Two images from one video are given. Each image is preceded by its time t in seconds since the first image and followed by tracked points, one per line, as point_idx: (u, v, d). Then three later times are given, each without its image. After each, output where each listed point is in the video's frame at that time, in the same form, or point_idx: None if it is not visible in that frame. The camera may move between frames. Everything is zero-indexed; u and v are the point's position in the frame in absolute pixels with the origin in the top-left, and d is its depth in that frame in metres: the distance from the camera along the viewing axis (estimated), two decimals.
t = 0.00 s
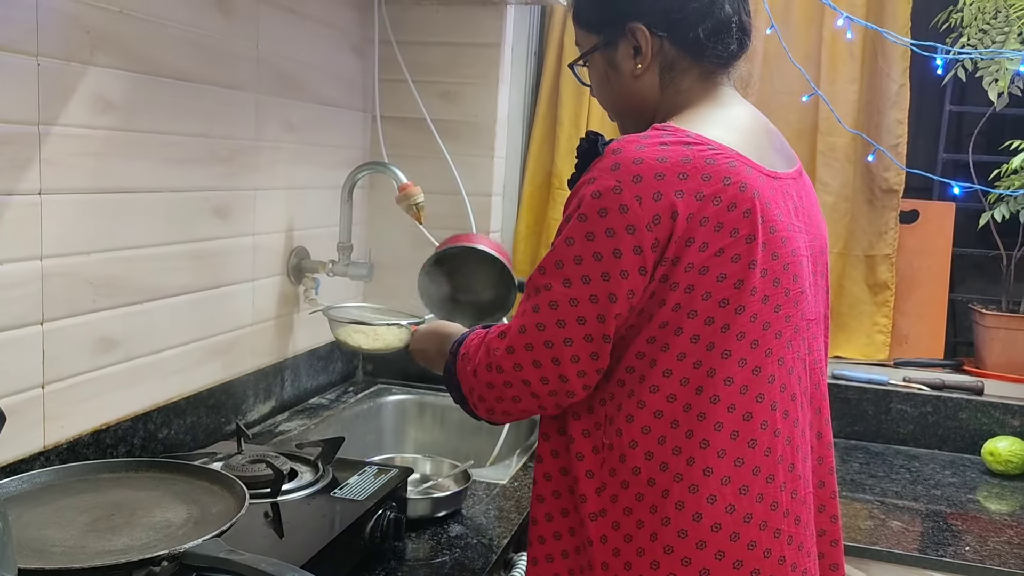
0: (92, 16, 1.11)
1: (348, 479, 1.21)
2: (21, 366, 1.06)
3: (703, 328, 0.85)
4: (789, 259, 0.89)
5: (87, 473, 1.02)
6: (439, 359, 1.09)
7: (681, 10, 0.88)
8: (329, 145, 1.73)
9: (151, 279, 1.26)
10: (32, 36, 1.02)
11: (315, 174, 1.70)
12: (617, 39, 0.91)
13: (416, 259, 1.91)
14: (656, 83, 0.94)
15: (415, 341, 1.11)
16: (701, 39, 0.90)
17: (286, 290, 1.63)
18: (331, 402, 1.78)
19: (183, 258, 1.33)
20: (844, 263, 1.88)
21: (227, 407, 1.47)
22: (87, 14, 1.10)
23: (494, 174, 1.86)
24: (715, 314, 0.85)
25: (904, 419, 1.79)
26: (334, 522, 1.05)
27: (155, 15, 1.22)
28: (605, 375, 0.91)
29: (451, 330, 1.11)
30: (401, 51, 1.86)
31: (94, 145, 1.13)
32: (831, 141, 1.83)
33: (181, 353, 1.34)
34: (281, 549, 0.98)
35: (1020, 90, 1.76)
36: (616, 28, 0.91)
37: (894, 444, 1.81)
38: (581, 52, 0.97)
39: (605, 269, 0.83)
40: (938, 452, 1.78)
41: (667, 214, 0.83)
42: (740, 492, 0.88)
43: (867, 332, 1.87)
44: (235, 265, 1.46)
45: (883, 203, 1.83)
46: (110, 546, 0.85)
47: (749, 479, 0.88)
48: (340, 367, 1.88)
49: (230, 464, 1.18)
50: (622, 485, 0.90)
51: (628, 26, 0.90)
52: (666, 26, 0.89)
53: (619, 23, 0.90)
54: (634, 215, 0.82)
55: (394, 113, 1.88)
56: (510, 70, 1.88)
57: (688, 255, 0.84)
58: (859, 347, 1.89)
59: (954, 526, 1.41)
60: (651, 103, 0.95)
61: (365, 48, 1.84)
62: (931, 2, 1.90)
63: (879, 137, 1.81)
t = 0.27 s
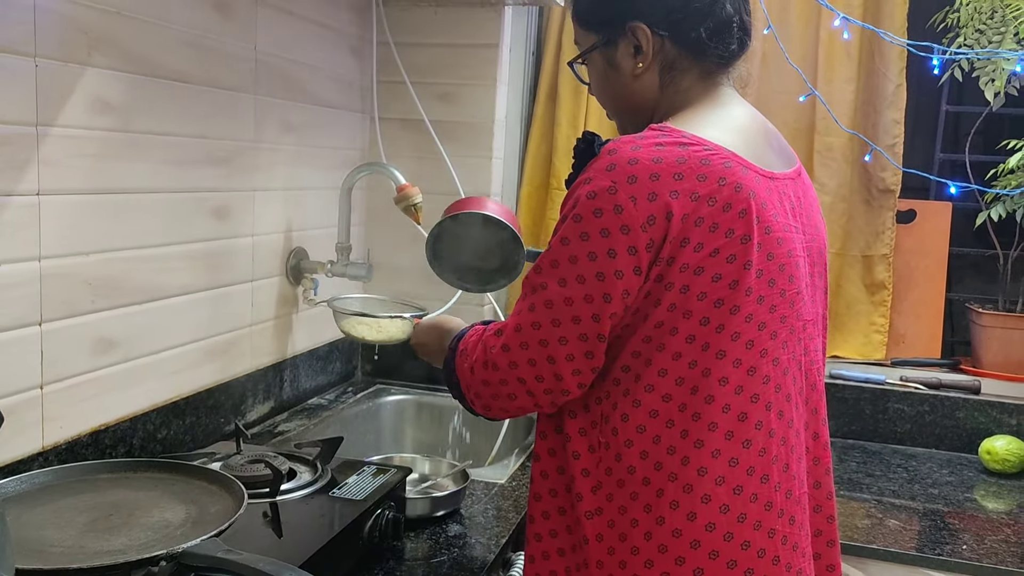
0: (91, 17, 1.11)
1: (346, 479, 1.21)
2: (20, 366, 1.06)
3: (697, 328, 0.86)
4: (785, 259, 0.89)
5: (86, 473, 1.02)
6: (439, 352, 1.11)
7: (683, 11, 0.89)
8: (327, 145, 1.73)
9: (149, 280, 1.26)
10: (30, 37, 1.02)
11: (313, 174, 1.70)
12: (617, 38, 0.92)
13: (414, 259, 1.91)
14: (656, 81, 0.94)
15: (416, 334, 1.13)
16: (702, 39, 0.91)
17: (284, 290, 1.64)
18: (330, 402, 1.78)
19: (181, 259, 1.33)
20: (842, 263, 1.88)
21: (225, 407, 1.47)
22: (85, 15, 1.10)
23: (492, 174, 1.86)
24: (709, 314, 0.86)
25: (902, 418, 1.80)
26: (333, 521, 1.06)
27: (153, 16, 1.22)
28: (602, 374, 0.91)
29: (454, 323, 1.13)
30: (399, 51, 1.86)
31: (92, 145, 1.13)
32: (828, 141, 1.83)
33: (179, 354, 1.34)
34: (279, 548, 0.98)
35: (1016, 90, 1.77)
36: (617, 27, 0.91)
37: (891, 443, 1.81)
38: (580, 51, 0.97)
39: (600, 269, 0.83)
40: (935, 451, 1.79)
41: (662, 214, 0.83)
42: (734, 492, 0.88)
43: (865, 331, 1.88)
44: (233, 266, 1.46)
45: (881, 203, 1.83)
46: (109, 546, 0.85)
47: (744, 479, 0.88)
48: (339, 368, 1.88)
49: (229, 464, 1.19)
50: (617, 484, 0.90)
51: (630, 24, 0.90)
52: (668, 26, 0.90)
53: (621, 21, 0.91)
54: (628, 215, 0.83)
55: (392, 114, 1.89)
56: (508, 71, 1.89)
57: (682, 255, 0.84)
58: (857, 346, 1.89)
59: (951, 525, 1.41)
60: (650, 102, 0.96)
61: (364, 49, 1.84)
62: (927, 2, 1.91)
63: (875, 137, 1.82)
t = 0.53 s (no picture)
0: (88, 17, 1.11)
1: (344, 480, 1.21)
2: (17, 367, 1.06)
3: (696, 328, 0.86)
4: (783, 260, 0.89)
5: (83, 474, 1.02)
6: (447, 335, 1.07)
7: (689, 10, 0.89)
8: (326, 145, 1.73)
9: (147, 281, 1.26)
10: (27, 38, 1.02)
11: (312, 175, 1.70)
12: (622, 35, 0.91)
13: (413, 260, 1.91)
14: (658, 80, 0.94)
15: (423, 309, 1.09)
16: (707, 39, 0.91)
17: (283, 291, 1.63)
18: (329, 403, 1.78)
19: (179, 260, 1.33)
20: (841, 263, 1.88)
21: (223, 408, 1.47)
22: (82, 16, 1.10)
23: (491, 175, 1.86)
24: (708, 315, 0.85)
25: (900, 418, 1.80)
26: (331, 522, 1.06)
27: (151, 17, 1.22)
28: (600, 373, 0.91)
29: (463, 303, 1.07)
30: (397, 52, 1.86)
31: (90, 146, 1.13)
32: (826, 141, 1.83)
33: (178, 355, 1.34)
34: (277, 549, 0.98)
35: (1014, 90, 1.77)
36: (622, 24, 0.91)
37: (890, 443, 1.81)
38: (582, 49, 0.96)
39: (599, 268, 0.83)
40: (934, 451, 1.79)
41: (661, 214, 0.83)
42: (732, 493, 0.88)
43: (863, 331, 1.88)
44: (231, 267, 1.46)
45: (879, 203, 1.83)
46: (106, 547, 0.85)
47: (742, 480, 0.88)
48: (337, 369, 1.88)
49: (227, 465, 1.18)
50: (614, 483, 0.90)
51: (635, 22, 0.90)
52: (673, 24, 0.90)
53: (626, 19, 0.90)
54: (627, 214, 0.82)
55: (391, 115, 1.88)
56: (507, 71, 1.89)
57: (681, 255, 0.84)
58: (855, 346, 1.89)
59: (950, 525, 1.41)
60: (652, 101, 0.95)
61: (362, 50, 1.84)
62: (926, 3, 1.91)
63: (874, 136, 1.82)
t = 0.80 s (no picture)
0: (87, 18, 1.11)
1: (345, 480, 1.21)
2: (17, 367, 1.06)
3: (698, 328, 0.85)
4: (785, 261, 0.89)
5: (83, 474, 1.02)
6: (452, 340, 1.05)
7: (696, 9, 0.88)
8: (326, 146, 1.73)
9: (147, 281, 1.26)
10: (27, 38, 1.02)
11: (312, 175, 1.70)
12: (629, 32, 0.91)
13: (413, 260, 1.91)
14: (664, 78, 0.93)
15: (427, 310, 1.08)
16: (713, 37, 0.91)
17: (283, 292, 1.63)
18: (329, 403, 1.78)
19: (179, 260, 1.33)
20: (841, 263, 1.88)
21: (223, 408, 1.47)
22: (82, 16, 1.10)
23: (491, 175, 1.86)
24: (710, 315, 0.85)
25: (901, 417, 1.80)
26: (332, 522, 1.05)
27: (151, 17, 1.22)
28: (603, 373, 0.91)
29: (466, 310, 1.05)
30: (397, 53, 1.86)
31: (89, 146, 1.13)
32: (826, 140, 1.83)
33: (177, 355, 1.34)
34: (277, 549, 0.98)
35: (1014, 89, 1.77)
36: (629, 21, 0.90)
37: (891, 443, 1.81)
38: (586, 45, 0.96)
39: (601, 266, 0.83)
40: (935, 450, 1.79)
41: (663, 212, 0.83)
42: (735, 493, 0.88)
43: (864, 331, 1.88)
44: (231, 267, 1.46)
45: (879, 203, 1.83)
46: (105, 547, 0.85)
47: (744, 480, 0.88)
48: (337, 369, 1.87)
49: (227, 465, 1.18)
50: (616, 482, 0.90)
51: (643, 19, 0.89)
52: (680, 22, 0.89)
53: (634, 15, 0.90)
54: (630, 212, 0.82)
55: (391, 115, 1.88)
56: (507, 71, 1.88)
57: (684, 254, 0.84)
58: (856, 346, 1.89)
59: (950, 525, 1.41)
60: (657, 99, 0.95)
61: (362, 51, 1.84)
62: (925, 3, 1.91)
63: (874, 136, 1.82)
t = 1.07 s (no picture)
0: (89, 18, 1.11)
1: (346, 480, 1.21)
2: (19, 367, 1.06)
3: (701, 329, 0.86)
4: (787, 262, 0.89)
5: (85, 474, 1.02)
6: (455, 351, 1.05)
7: (702, 9, 0.88)
8: (327, 146, 1.73)
9: (148, 282, 1.26)
10: (28, 39, 1.02)
11: (312, 176, 1.70)
12: (634, 31, 0.91)
13: (414, 260, 1.91)
14: (668, 77, 0.93)
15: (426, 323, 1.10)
16: (718, 37, 0.91)
17: (284, 292, 1.63)
18: (330, 403, 1.78)
19: (180, 260, 1.33)
20: (842, 263, 1.88)
21: (224, 409, 1.47)
22: (84, 17, 1.10)
23: (492, 175, 1.86)
24: (713, 315, 0.85)
25: (901, 418, 1.80)
26: (334, 522, 1.06)
27: (152, 18, 1.22)
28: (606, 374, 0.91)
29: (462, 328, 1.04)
30: (397, 53, 1.86)
31: (90, 147, 1.13)
32: (826, 141, 1.84)
33: (178, 356, 1.34)
34: (279, 549, 0.98)
35: (1014, 90, 1.77)
36: (635, 20, 0.90)
37: (891, 443, 1.81)
38: (590, 45, 0.96)
39: (605, 267, 0.83)
40: (935, 451, 1.79)
41: (665, 213, 0.83)
42: (737, 494, 0.88)
43: (864, 331, 1.88)
44: (232, 268, 1.46)
45: (880, 203, 1.83)
46: (107, 546, 0.85)
47: (747, 480, 0.88)
48: (338, 369, 1.88)
49: (228, 465, 1.18)
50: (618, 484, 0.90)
51: (649, 18, 0.89)
52: (686, 22, 0.89)
53: (639, 15, 0.90)
54: (633, 214, 0.83)
55: (391, 116, 1.89)
56: (507, 71, 1.89)
57: (687, 255, 0.84)
58: (856, 346, 1.89)
59: (951, 524, 1.41)
60: (660, 98, 0.95)
61: (363, 52, 1.84)
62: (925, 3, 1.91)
63: (874, 136, 1.82)
